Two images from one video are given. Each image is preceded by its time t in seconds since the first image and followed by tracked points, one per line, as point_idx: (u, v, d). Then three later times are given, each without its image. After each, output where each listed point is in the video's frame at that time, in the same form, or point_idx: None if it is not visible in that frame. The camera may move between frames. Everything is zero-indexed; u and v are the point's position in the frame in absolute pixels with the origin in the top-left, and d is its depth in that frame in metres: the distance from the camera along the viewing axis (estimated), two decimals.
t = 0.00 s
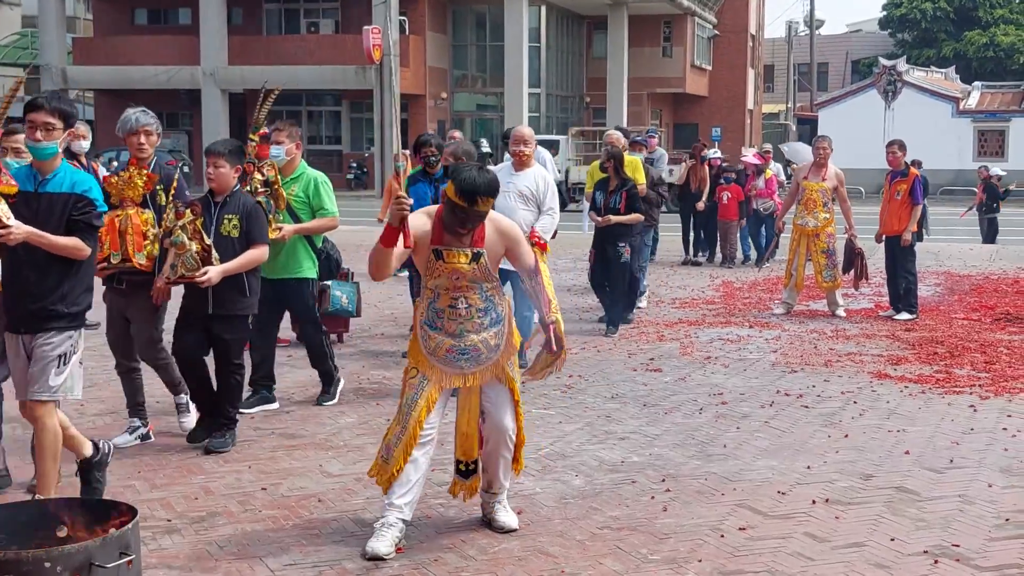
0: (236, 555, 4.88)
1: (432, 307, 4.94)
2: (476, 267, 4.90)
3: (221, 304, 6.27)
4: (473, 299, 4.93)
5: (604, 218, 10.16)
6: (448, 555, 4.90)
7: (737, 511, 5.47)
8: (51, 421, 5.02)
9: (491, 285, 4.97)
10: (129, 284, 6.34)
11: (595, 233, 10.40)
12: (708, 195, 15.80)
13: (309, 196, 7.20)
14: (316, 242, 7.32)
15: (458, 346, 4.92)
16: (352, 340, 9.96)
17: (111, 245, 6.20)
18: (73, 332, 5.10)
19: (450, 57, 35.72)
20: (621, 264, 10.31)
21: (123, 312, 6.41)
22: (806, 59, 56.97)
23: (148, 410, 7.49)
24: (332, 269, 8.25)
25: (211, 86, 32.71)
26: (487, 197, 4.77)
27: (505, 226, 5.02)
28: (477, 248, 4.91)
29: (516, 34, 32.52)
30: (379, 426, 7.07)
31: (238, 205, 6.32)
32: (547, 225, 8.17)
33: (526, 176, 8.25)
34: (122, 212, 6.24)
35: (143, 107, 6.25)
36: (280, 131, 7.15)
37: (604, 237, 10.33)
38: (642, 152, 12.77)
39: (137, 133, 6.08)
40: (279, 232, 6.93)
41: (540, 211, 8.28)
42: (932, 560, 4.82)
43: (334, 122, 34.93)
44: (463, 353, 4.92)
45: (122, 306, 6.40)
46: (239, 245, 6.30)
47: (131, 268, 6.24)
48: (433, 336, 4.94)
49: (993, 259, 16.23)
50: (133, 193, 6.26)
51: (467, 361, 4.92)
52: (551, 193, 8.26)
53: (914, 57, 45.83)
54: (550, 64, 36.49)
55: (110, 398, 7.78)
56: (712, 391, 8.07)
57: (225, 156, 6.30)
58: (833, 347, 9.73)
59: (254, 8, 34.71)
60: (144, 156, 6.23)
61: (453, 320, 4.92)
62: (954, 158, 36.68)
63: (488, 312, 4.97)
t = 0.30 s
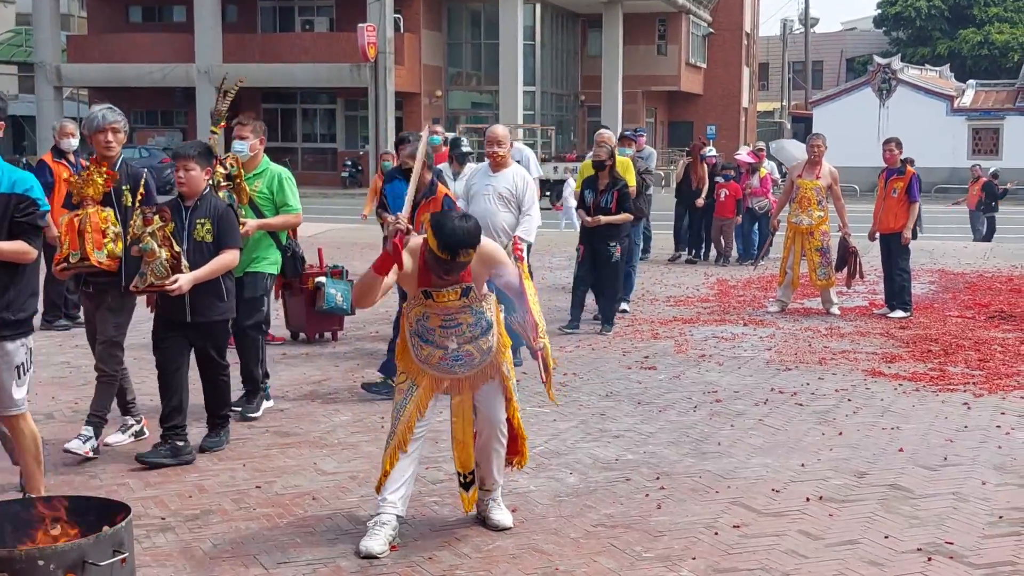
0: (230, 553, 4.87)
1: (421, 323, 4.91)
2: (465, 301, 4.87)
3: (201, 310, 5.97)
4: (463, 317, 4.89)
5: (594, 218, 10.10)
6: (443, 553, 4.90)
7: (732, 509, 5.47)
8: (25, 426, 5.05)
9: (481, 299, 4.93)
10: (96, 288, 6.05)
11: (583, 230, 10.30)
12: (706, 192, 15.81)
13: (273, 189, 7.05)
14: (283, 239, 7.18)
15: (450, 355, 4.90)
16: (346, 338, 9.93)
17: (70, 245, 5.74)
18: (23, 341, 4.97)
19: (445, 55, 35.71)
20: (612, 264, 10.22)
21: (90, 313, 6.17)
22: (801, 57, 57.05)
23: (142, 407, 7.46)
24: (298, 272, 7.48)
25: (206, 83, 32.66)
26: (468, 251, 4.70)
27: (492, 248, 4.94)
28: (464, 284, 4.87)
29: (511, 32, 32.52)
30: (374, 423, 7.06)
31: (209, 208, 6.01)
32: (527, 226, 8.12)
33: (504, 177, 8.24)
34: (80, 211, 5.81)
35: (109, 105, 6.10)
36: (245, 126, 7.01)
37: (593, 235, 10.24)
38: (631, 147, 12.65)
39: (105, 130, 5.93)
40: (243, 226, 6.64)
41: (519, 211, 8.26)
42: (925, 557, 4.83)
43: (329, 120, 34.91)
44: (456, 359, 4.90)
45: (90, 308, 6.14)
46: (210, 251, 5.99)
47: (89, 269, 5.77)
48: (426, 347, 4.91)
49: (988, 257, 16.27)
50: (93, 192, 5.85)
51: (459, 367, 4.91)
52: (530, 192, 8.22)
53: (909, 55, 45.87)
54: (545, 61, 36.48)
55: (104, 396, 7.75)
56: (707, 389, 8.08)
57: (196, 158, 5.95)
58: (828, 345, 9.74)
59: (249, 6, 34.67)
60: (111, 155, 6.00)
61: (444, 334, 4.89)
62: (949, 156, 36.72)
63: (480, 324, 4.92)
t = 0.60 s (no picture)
0: (223, 551, 4.86)
1: (419, 304, 4.91)
2: (467, 271, 4.93)
3: (158, 310, 5.73)
4: (463, 299, 4.92)
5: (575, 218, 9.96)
6: (435, 551, 4.89)
7: (725, 507, 5.47)
8: None
9: (480, 282, 4.98)
10: (62, 292, 5.83)
11: (563, 230, 10.17)
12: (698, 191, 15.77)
13: (239, 196, 6.75)
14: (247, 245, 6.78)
15: (445, 342, 4.91)
16: (339, 337, 9.89)
17: (32, 247, 5.71)
18: None
19: (438, 52, 35.68)
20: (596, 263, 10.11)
21: (57, 321, 5.94)
22: (794, 55, 57.13)
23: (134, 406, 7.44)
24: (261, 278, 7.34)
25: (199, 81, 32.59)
26: (485, 208, 4.72)
27: (496, 226, 5.04)
28: (469, 254, 4.94)
29: (505, 30, 32.54)
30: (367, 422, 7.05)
31: (169, 204, 5.83)
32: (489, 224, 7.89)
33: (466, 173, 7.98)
34: (45, 212, 5.77)
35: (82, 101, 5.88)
36: (217, 129, 6.81)
37: (574, 236, 10.14)
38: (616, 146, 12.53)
39: (77, 128, 5.73)
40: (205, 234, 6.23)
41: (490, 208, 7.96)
42: (918, 555, 4.83)
43: (323, 118, 34.91)
44: (450, 348, 4.91)
45: (57, 316, 5.91)
46: (169, 249, 5.80)
47: (52, 272, 5.70)
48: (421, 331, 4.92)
49: (980, 255, 16.34)
50: (55, 192, 5.82)
51: (453, 357, 4.91)
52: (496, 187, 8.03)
53: (902, 53, 45.93)
54: (539, 59, 36.48)
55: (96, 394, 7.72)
56: (700, 387, 8.07)
57: (156, 154, 5.77)
58: (821, 343, 9.75)
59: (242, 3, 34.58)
60: (80, 154, 5.86)
61: (441, 319, 4.90)
62: (942, 154, 36.77)
63: (477, 312, 4.97)
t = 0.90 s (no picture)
0: (220, 552, 4.85)
1: (419, 310, 4.92)
2: (463, 278, 4.91)
3: (113, 328, 5.56)
4: (460, 304, 4.92)
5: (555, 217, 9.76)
6: (432, 552, 4.89)
7: (722, 508, 5.47)
8: None
9: (476, 287, 4.96)
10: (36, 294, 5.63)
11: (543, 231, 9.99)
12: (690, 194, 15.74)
13: (211, 194, 6.52)
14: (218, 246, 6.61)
15: (446, 347, 4.89)
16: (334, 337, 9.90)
17: (9, 247, 5.44)
18: None
19: (435, 53, 35.66)
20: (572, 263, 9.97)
21: (24, 316, 5.79)
22: (791, 55, 57.17)
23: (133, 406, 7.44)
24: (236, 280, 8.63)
25: (195, 81, 32.57)
26: (468, 221, 4.82)
27: (491, 234, 4.97)
28: (465, 260, 4.91)
29: (502, 30, 32.52)
30: (365, 422, 7.05)
31: (131, 213, 5.63)
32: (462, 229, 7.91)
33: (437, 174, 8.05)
34: (23, 211, 5.49)
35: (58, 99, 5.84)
36: (185, 125, 6.63)
37: (553, 236, 9.95)
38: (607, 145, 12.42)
39: (58, 125, 5.68)
40: (173, 229, 6.12)
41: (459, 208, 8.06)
42: (915, 555, 4.84)
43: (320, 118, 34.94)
44: (451, 352, 4.89)
45: (23, 311, 5.79)
46: (131, 260, 5.63)
47: (31, 272, 5.49)
48: (421, 337, 4.91)
49: (976, 255, 16.37)
50: (33, 191, 5.53)
51: (455, 360, 4.90)
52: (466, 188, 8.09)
53: (899, 53, 45.93)
54: (536, 59, 36.46)
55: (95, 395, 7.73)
56: (697, 388, 8.07)
57: (120, 160, 5.57)
58: (818, 343, 9.76)
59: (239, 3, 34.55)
60: (58, 153, 5.79)
61: (441, 324, 4.90)
62: (939, 154, 36.76)
63: (476, 316, 4.95)
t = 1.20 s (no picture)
0: (221, 552, 4.86)
1: (410, 319, 4.89)
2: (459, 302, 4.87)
3: (73, 330, 5.33)
4: (453, 317, 4.88)
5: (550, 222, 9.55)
6: (435, 552, 4.90)
7: (723, 508, 5.48)
8: None
9: (471, 302, 4.92)
10: None
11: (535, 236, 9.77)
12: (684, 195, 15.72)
13: (173, 201, 6.57)
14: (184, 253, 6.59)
15: (438, 354, 4.91)
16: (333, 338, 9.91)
17: None
18: None
19: (437, 53, 35.70)
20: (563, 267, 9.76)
21: None
22: (791, 56, 57.19)
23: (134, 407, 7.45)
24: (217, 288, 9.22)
25: (196, 82, 32.59)
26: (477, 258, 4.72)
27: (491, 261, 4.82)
28: (462, 293, 4.86)
29: (503, 31, 32.54)
30: (366, 423, 7.05)
31: (88, 211, 5.39)
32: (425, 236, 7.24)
33: (414, 176, 7.24)
34: None
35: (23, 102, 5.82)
36: (138, 129, 6.52)
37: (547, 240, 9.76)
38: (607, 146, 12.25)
39: (28, 129, 5.67)
40: (141, 240, 6.02)
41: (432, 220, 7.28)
42: (916, 556, 4.84)
43: (321, 119, 34.97)
44: (445, 358, 4.92)
45: None
46: (91, 260, 5.38)
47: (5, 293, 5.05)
48: (414, 347, 4.91)
49: (977, 256, 16.37)
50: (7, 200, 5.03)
51: (447, 366, 4.92)
52: (441, 197, 7.24)
53: (899, 54, 45.91)
54: (537, 60, 36.49)
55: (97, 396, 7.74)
56: (699, 388, 8.09)
57: (75, 155, 5.29)
58: (819, 343, 9.77)
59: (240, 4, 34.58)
60: (28, 157, 5.78)
61: (432, 335, 4.89)
62: (940, 154, 36.76)
63: (468, 325, 4.93)
